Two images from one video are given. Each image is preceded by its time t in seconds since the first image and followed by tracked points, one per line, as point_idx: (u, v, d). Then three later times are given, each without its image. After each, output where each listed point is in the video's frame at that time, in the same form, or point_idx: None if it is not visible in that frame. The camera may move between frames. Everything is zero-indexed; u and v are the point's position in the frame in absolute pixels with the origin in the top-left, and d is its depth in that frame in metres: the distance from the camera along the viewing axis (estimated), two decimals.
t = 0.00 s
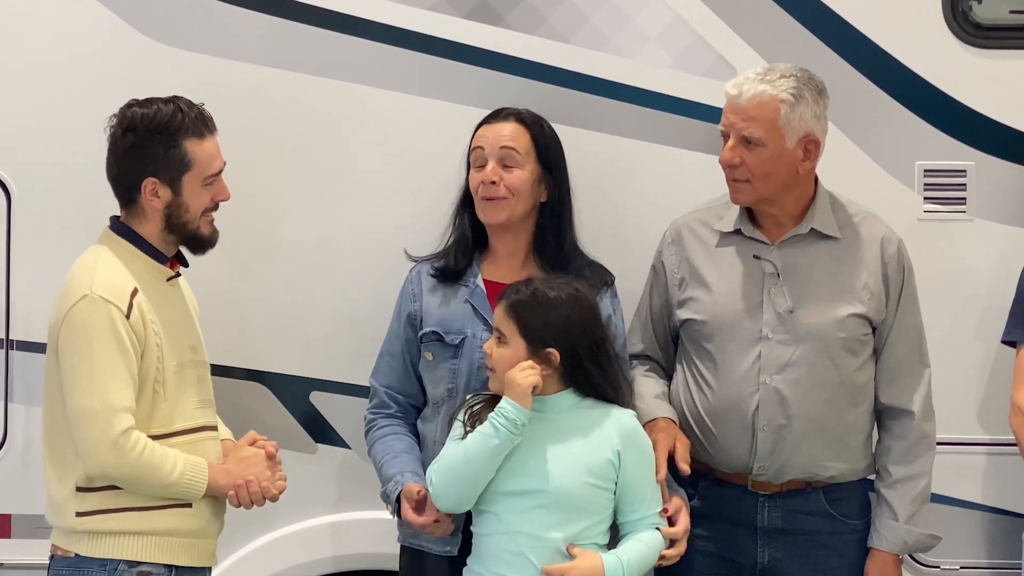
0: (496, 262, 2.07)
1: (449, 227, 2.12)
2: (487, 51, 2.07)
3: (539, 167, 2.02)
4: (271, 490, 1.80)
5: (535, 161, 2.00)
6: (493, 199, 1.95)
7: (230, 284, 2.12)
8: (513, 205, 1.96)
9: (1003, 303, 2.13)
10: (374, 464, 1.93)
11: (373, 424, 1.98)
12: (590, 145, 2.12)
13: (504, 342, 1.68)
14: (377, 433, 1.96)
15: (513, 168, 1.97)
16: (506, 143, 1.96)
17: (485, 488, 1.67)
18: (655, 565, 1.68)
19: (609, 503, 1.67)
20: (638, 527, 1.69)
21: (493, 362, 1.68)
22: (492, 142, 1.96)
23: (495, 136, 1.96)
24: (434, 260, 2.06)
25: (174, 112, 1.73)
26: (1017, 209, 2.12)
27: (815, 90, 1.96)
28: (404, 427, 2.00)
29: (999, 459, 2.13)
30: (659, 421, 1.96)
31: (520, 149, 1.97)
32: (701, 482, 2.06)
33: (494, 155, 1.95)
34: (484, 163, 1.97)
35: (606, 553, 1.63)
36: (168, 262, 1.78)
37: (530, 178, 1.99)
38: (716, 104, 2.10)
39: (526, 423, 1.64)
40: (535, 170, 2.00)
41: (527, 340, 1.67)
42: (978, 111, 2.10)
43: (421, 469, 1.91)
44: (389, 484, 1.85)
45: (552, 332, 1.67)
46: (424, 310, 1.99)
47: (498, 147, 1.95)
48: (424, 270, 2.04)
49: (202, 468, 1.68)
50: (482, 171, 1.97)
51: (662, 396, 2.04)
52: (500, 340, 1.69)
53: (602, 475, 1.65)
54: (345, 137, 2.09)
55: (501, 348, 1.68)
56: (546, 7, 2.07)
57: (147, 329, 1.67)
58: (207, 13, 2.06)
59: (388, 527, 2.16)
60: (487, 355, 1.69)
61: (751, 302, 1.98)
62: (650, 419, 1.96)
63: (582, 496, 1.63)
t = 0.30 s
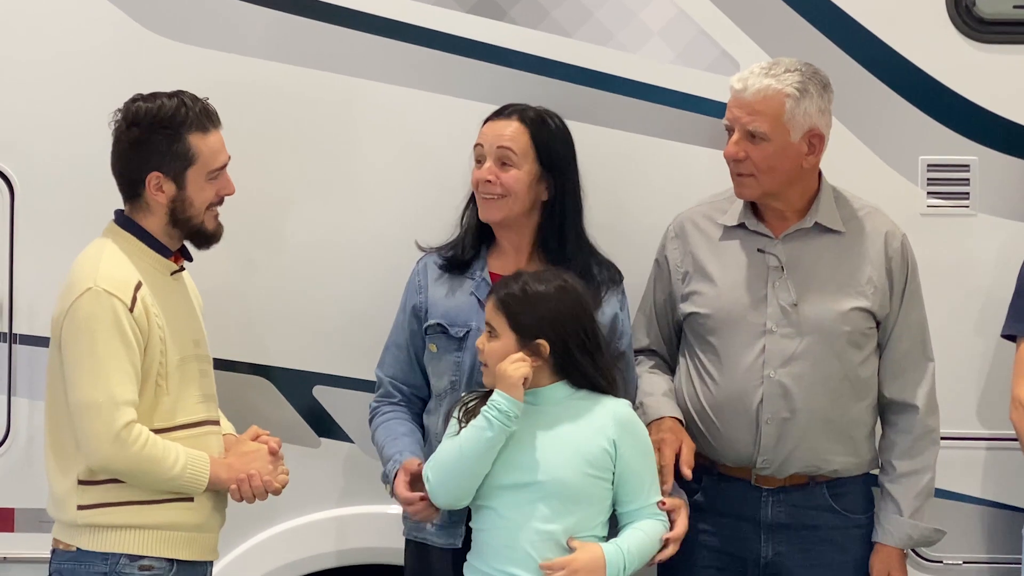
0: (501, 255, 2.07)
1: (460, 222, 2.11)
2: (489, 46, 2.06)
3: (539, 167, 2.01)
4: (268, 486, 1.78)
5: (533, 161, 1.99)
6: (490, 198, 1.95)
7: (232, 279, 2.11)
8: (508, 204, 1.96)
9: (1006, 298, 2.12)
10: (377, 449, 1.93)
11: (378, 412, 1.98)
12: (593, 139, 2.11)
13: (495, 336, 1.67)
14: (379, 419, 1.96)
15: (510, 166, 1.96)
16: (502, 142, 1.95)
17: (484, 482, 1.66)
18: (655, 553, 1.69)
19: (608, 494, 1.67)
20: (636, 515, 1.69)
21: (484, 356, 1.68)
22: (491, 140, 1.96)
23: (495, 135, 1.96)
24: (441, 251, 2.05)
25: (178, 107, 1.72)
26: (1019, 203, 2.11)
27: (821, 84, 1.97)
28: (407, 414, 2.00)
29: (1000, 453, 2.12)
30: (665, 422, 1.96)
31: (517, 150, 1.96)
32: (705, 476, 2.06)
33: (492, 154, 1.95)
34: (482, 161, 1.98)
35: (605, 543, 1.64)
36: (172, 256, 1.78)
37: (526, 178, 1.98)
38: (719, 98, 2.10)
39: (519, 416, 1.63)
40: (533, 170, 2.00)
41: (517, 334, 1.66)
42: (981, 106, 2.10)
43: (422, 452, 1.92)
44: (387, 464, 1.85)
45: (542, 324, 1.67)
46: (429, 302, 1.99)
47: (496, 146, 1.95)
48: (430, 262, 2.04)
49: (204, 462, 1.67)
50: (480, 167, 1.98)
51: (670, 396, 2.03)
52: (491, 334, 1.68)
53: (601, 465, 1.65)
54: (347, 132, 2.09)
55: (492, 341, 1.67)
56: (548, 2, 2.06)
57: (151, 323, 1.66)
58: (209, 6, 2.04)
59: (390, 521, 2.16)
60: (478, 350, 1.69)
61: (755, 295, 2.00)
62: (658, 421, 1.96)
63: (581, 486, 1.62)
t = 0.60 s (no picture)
0: (505, 247, 2.07)
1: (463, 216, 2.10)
2: (492, 39, 2.05)
3: (539, 163, 2.00)
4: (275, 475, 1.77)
5: (530, 156, 1.98)
6: (489, 195, 1.96)
7: (234, 272, 2.10)
8: (507, 201, 1.96)
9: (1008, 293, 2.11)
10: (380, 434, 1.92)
11: (383, 400, 1.97)
12: (596, 132, 2.10)
13: (495, 331, 1.67)
14: (383, 405, 1.95)
15: (509, 163, 1.96)
16: (500, 139, 1.94)
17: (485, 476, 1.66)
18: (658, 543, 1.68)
19: (610, 485, 1.66)
20: (639, 506, 1.68)
21: (484, 352, 1.67)
22: (489, 137, 1.95)
23: (495, 132, 1.95)
24: (444, 243, 2.05)
25: (180, 99, 1.71)
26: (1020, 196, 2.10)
27: (826, 78, 1.97)
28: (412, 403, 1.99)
29: (999, 448, 2.11)
30: (670, 422, 1.97)
31: (515, 147, 1.95)
32: (709, 470, 2.06)
33: (490, 151, 1.95)
34: (481, 157, 1.98)
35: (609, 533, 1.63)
36: (173, 248, 1.76)
37: (524, 174, 1.97)
38: (723, 92, 2.09)
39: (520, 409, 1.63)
40: (532, 166, 1.99)
41: (516, 328, 1.66)
42: (985, 100, 2.09)
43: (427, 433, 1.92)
44: (392, 441, 1.85)
45: (542, 318, 1.67)
46: (432, 292, 1.98)
47: (494, 143, 1.95)
48: (433, 255, 2.03)
49: (207, 454, 1.66)
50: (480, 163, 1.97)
51: (675, 392, 2.03)
52: (491, 330, 1.68)
53: (601, 456, 1.64)
54: (350, 124, 2.08)
55: (492, 337, 1.67)
56: None
57: (153, 315, 1.65)
58: None
59: (392, 515, 2.15)
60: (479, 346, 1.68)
61: (760, 289, 2.00)
62: (661, 421, 1.97)
63: (583, 478, 1.62)
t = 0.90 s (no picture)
0: (507, 239, 2.06)
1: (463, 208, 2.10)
2: (493, 32, 2.04)
3: (539, 158, 2.00)
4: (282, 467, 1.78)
5: (530, 152, 1.98)
6: (489, 190, 1.95)
7: (235, 265, 2.09)
8: (507, 196, 1.96)
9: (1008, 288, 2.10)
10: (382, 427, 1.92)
11: (383, 393, 1.97)
12: (597, 125, 2.09)
13: (492, 329, 1.67)
14: (384, 397, 1.94)
15: (508, 159, 1.95)
16: (499, 135, 1.93)
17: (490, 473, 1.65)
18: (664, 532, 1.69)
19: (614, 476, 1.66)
20: (645, 496, 1.68)
21: (483, 350, 1.67)
22: (488, 133, 1.94)
23: (494, 128, 1.94)
24: (445, 235, 2.04)
25: (176, 91, 1.70)
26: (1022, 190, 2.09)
27: (829, 72, 1.96)
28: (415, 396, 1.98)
29: (999, 442, 2.11)
30: (671, 415, 1.98)
31: (514, 143, 1.94)
32: (711, 464, 2.06)
33: (489, 147, 1.94)
34: (480, 153, 1.97)
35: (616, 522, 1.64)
36: (176, 242, 1.75)
37: (524, 170, 1.97)
38: (725, 85, 2.08)
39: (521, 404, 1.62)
40: (531, 161, 1.99)
41: (514, 325, 1.66)
42: (987, 94, 2.08)
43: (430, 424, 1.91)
44: (397, 435, 1.85)
45: (539, 314, 1.66)
46: (433, 283, 1.98)
47: (493, 138, 1.94)
48: (434, 248, 2.02)
49: (210, 447, 1.66)
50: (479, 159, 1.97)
51: (675, 386, 2.03)
52: (488, 328, 1.67)
53: (605, 447, 1.64)
54: (351, 117, 2.07)
55: (490, 335, 1.67)
56: None
57: (155, 308, 1.65)
58: None
59: (393, 507, 2.15)
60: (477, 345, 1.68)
61: (763, 283, 2.00)
62: (664, 412, 1.98)
63: (588, 469, 1.61)
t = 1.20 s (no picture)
0: (507, 234, 2.06)
1: (463, 202, 2.09)
2: (492, 26, 2.04)
3: (541, 154, 1.99)
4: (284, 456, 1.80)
5: (531, 148, 1.97)
6: (489, 186, 1.95)
7: (234, 260, 2.09)
8: (508, 192, 1.96)
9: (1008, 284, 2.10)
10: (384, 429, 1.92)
11: (383, 391, 1.97)
12: (597, 120, 2.08)
13: (486, 328, 1.66)
14: (386, 399, 1.94)
15: (509, 156, 1.95)
16: (501, 131, 1.93)
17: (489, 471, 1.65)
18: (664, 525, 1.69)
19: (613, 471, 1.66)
20: (645, 489, 1.68)
21: (479, 350, 1.66)
22: (490, 129, 1.93)
23: (495, 123, 1.94)
24: (445, 231, 2.04)
25: (159, 84, 1.70)
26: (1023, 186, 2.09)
27: (831, 68, 1.95)
28: (415, 395, 1.99)
29: (999, 438, 2.10)
30: (669, 409, 1.98)
31: (516, 139, 1.94)
32: (711, 459, 2.06)
33: (491, 143, 1.93)
34: (481, 148, 1.96)
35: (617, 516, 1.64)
36: (171, 235, 1.76)
37: (524, 166, 1.96)
38: (726, 80, 2.07)
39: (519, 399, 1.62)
40: (533, 157, 1.98)
41: (509, 323, 1.65)
42: (987, 89, 2.07)
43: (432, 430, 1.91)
44: (402, 442, 1.84)
45: (533, 311, 1.66)
46: (434, 279, 1.97)
47: (495, 135, 1.93)
48: (434, 243, 2.02)
49: (206, 442, 1.66)
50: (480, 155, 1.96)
51: (676, 381, 2.04)
52: (482, 328, 1.67)
53: (604, 442, 1.63)
54: (350, 112, 2.06)
55: (484, 335, 1.66)
56: None
57: (150, 304, 1.65)
58: None
59: (393, 503, 2.15)
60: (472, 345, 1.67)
61: (763, 279, 2.00)
62: (661, 406, 1.98)
63: (587, 465, 1.61)
